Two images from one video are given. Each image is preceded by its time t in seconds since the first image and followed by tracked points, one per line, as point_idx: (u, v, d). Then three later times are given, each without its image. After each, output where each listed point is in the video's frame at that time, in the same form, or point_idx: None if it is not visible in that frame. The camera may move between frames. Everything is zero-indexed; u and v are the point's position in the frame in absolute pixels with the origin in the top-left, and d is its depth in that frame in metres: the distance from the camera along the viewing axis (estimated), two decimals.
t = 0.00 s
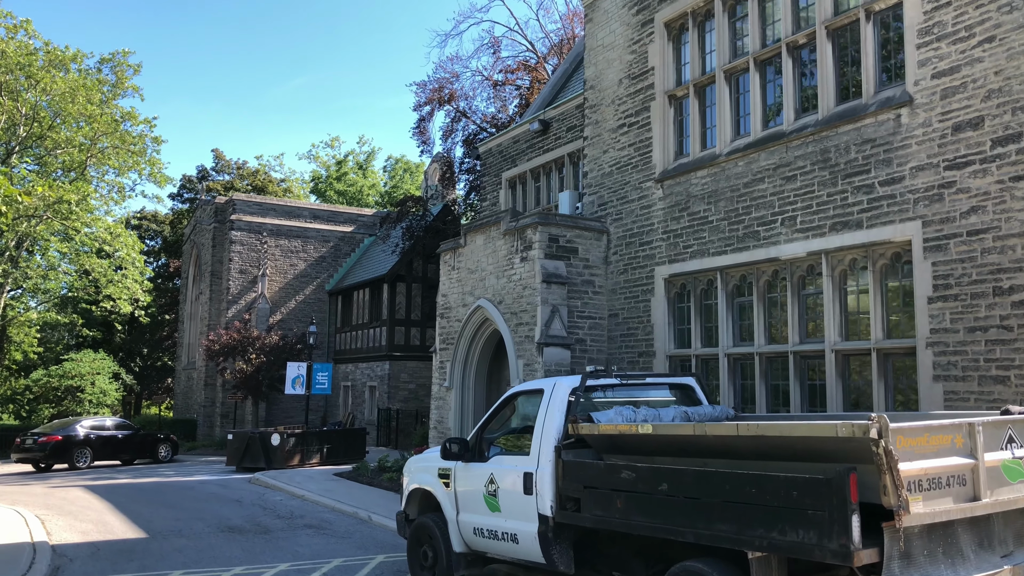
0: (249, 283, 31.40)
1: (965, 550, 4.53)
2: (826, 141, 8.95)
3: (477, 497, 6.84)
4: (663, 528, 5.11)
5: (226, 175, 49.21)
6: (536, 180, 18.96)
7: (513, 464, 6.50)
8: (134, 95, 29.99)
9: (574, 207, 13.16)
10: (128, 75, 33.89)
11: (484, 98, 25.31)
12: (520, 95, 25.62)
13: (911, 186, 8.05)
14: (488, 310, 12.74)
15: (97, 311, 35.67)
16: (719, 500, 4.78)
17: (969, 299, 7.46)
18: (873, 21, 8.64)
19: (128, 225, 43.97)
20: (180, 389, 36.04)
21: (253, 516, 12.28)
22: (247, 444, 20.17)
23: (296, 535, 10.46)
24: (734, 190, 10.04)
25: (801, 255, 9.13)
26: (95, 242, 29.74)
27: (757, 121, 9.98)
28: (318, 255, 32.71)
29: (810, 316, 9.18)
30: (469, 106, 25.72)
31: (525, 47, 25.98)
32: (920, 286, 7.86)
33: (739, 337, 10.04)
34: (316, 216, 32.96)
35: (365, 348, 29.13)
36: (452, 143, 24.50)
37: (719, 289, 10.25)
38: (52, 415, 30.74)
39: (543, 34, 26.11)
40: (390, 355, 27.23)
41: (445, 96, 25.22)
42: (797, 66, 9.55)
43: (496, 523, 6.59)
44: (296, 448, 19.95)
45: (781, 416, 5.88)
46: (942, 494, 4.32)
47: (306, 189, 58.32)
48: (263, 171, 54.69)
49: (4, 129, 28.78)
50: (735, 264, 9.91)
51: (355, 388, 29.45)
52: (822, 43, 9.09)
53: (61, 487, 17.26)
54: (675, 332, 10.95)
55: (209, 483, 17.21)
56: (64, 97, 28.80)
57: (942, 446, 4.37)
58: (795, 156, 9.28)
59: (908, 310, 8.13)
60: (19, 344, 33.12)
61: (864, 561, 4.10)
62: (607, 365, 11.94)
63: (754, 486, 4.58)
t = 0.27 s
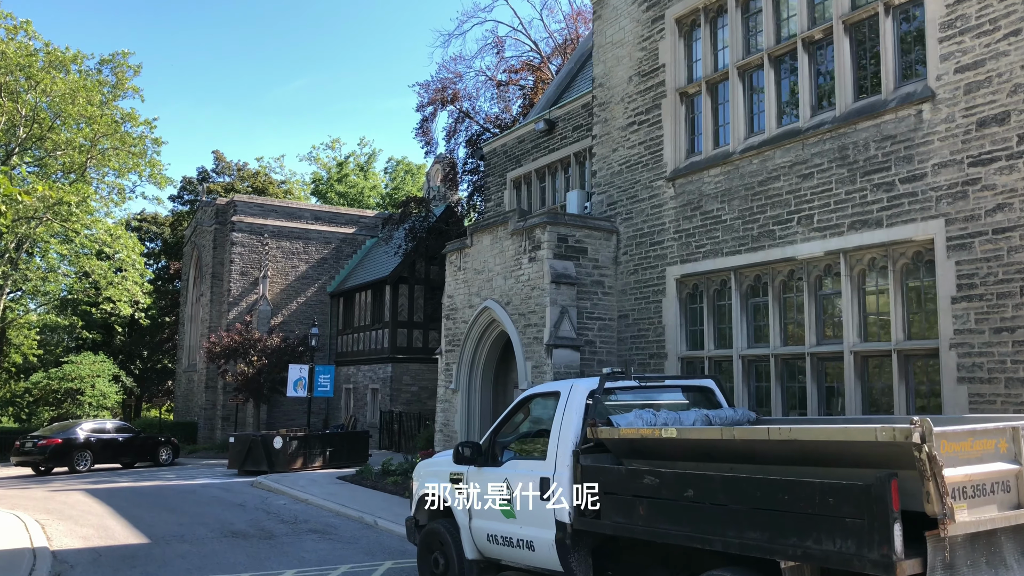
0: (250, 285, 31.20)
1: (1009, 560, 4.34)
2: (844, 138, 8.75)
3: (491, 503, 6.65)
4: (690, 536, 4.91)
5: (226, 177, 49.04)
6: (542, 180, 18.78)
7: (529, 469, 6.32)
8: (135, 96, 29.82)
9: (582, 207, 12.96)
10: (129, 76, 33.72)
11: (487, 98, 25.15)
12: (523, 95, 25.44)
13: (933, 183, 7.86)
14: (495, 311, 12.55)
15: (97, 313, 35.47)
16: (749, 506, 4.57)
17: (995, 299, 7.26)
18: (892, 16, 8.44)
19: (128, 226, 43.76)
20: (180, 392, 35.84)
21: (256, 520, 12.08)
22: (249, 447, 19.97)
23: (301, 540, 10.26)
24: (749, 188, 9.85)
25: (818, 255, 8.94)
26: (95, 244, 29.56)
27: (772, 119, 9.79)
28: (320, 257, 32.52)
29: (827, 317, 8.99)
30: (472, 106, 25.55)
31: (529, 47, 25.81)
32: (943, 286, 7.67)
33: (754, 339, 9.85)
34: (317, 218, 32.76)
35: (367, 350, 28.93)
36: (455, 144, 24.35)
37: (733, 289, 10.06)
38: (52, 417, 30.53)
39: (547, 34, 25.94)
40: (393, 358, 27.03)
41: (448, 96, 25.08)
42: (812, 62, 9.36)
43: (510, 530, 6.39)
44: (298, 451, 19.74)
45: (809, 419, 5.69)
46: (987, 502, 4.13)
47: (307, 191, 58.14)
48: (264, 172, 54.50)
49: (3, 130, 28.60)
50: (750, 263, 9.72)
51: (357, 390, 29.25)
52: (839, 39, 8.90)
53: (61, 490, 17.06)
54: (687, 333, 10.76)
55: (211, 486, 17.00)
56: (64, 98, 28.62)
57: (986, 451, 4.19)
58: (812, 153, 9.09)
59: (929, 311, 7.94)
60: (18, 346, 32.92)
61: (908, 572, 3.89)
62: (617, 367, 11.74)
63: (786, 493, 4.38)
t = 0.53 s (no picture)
0: (252, 286, 31.03)
1: None
2: (862, 133, 8.57)
3: (506, 505, 6.48)
4: (717, 540, 4.74)
5: (227, 178, 48.86)
6: (547, 180, 18.61)
7: (545, 471, 6.15)
8: (136, 96, 29.65)
9: (590, 206, 12.78)
10: (130, 77, 33.55)
11: (491, 98, 24.99)
12: (527, 95, 25.28)
13: (956, 178, 7.68)
14: (503, 311, 12.38)
15: (98, 315, 35.28)
16: (782, 510, 4.41)
17: (1020, 297, 7.08)
18: (911, 9, 8.24)
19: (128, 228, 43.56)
20: (181, 394, 35.66)
21: (261, 523, 11.91)
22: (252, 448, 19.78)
23: (308, 543, 10.08)
24: (763, 185, 9.67)
25: (835, 252, 8.75)
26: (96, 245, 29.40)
27: (787, 114, 9.60)
28: (322, 257, 32.35)
29: (844, 315, 8.81)
30: (476, 106, 25.39)
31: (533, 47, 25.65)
32: (967, 283, 7.49)
33: (768, 338, 9.68)
34: (319, 218, 32.58)
35: (370, 351, 28.76)
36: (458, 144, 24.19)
37: (746, 288, 9.89)
38: (52, 419, 30.36)
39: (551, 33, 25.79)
40: (396, 359, 26.86)
41: (451, 96, 24.91)
42: (829, 56, 9.17)
43: (527, 534, 6.22)
44: (301, 452, 19.56)
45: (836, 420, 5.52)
46: None
47: (308, 192, 57.95)
48: (264, 174, 54.30)
49: (4, 131, 28.43)
50: (764, 261, 9.54)
51: (359, 392, 29.08)
52: (857, 32, 8.71)
53: (62, 492, 16.90)
54: (698, 333, 10.58)
55: (214, 488, 16.82)
56: (65, 99, 28.45)
57: None
58: (828, 149, 8.91)
59: (951, 309, 7.75)
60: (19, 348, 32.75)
61: None
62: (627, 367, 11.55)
63: (820, 495, 4.22)
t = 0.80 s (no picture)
0: (253, 287, 30.78)
1: None
2: (887, 129, 8.32)
3: (526, 514, 6.21)
4: (755, 552, 4.45)
5: (227, 179, 48.64)
6: (553, 179, 18.36)
7: (567, 478, 5.88)
8: (136, 97, 29.40)
9: (602, 204, 12.52)
10: (129, 77, 33.33)
11: (495, 97, 24.75)
12: (532, 94, 25.05)
13: (987, 174, 7.41)
14: (512, 312, 12.13)
15: (97, 317, 35.01)
16: (828, 521, 4.11)
17: None
18: None
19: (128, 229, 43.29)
20: (182, 396, 35.38)
21: (266, 529, 11.65)
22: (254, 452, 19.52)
23: (314, 552, 9.82)
24: (783, 183, 9.43)
25: (859, 251, 8.51)
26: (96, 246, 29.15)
27: (808, 109, 9.35)
28: (324, 259, 32.09)
29: (868, 316, 8.56)
30: (480, 106, 25.16)
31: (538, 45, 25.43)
32: (1000, 282, 7.23)
33: (788, 340, 9.44)
34: (321, 219, 32.34)
35: (372, 353, 28.50)
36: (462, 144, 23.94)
37: (766, 288, 9.65)
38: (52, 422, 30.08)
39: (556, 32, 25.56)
40: (399, 361, 26.61)
41: (455, 95, 24.68)
42: (851, 49, 8.92)
43: (549, 544, 5.95)
44: (304, 456, 19.29)
45: (876, 425, 5.26)
46: None
47: (309, 193, 57.71)
48: (265, 175, 54.11)
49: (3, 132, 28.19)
50: (785, 261, 9.30)
51: (361, 394, 28.82)
52: (881, 25, 8.47)
53: (62, 497, 16.64)
54: (715, 335, 10.34)
55: (216, 493, 16.56)
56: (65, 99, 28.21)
57: None
58: (852, 145, 8.66)
59: (982, 309, 7.50)
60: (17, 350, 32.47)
61: None
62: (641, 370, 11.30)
63: (872, 506, 3.92)
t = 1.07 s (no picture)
0: (256, 288, 30.60)
1: None
2: (911, 122, 8.13)
3: (549, 516, 6.01)
4: (794, 556, 4.24)
5: (229, 180, 48.46)
6: (561, 177, 18.18)
7: (593, 478, 5.69)
8: (137, 97, 29.20)
9: (613, 201, 12.33)
10: (130, 77, 33.18)
11: (500, 95, 24.58)
12: (537, 92, 24.85)
13: (1016, 167, 7.21)
14: (523, 310, 11.94)
15: (98, 317, 34.82)
16: (876, 524, 3.85)
17: None
18: None
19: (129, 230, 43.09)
20: (183, 397, 35.16)
21: (273, 531, 11.45)
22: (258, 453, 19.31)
23: (323, 555, 9.63)
24: (802, 178, 9.25)
25: (882, 247, 8.32)
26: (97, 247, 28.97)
27: (828, 103, 9.16)
28: (326, 259, 31.90)
29: (891, 315, 8.37)
30: (484, 104, 24.98)
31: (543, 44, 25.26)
32: None
33: (808, 338, 9.26)
34: (324, 219, 32.15)
35: (375, 353, 28.31)
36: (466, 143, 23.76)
37: (784, 286, 9.46)
38: (52, 423, 29.86)
39: (561, 30, 25.39)
40: (402, 361, 26.42)
41: (459, 93, 24.50)
42: (873, 41, 8.73)
43: (573, 547, 5.76)
44: (309, 457, 19.09)
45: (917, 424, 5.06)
46: None
47: (310, 194, 57.55)
48: (266, 176, 53.94)
49: (3, 132, 28.03)
50: (804, 258, 9.12)
51: (365, 395, 28.62)
52: (904, 16, 8.28)
53: (65, 498, 16.43)
54: (732, 333, 10.15)
55: (220, 495, 16.37)
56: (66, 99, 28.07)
57: None
58: (874, 139, 8.47)
59: (1011, 306, 7.30)
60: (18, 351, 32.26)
61: None
62: (654, 369, 11.11)
63: (924, 509, 3.64)
